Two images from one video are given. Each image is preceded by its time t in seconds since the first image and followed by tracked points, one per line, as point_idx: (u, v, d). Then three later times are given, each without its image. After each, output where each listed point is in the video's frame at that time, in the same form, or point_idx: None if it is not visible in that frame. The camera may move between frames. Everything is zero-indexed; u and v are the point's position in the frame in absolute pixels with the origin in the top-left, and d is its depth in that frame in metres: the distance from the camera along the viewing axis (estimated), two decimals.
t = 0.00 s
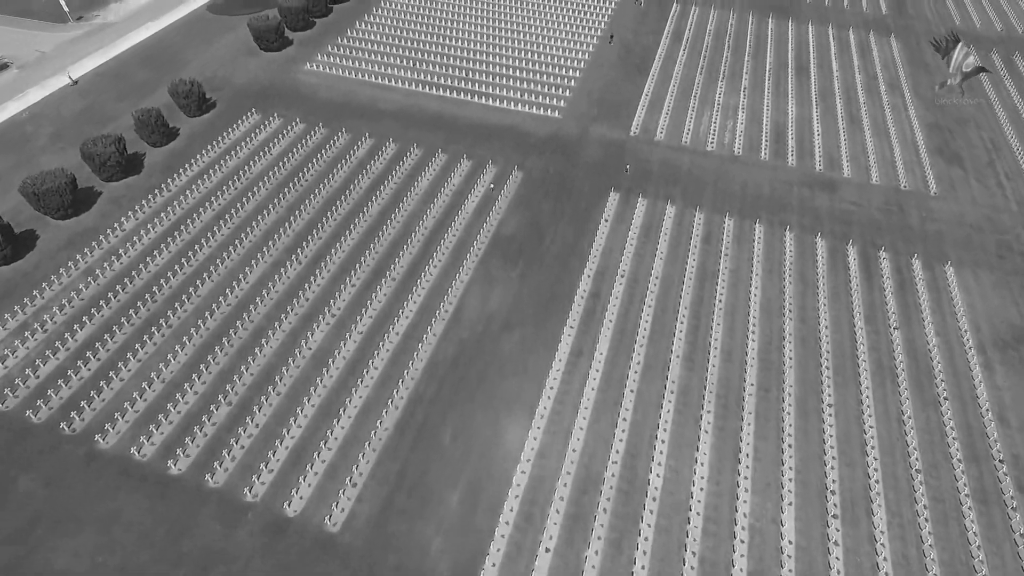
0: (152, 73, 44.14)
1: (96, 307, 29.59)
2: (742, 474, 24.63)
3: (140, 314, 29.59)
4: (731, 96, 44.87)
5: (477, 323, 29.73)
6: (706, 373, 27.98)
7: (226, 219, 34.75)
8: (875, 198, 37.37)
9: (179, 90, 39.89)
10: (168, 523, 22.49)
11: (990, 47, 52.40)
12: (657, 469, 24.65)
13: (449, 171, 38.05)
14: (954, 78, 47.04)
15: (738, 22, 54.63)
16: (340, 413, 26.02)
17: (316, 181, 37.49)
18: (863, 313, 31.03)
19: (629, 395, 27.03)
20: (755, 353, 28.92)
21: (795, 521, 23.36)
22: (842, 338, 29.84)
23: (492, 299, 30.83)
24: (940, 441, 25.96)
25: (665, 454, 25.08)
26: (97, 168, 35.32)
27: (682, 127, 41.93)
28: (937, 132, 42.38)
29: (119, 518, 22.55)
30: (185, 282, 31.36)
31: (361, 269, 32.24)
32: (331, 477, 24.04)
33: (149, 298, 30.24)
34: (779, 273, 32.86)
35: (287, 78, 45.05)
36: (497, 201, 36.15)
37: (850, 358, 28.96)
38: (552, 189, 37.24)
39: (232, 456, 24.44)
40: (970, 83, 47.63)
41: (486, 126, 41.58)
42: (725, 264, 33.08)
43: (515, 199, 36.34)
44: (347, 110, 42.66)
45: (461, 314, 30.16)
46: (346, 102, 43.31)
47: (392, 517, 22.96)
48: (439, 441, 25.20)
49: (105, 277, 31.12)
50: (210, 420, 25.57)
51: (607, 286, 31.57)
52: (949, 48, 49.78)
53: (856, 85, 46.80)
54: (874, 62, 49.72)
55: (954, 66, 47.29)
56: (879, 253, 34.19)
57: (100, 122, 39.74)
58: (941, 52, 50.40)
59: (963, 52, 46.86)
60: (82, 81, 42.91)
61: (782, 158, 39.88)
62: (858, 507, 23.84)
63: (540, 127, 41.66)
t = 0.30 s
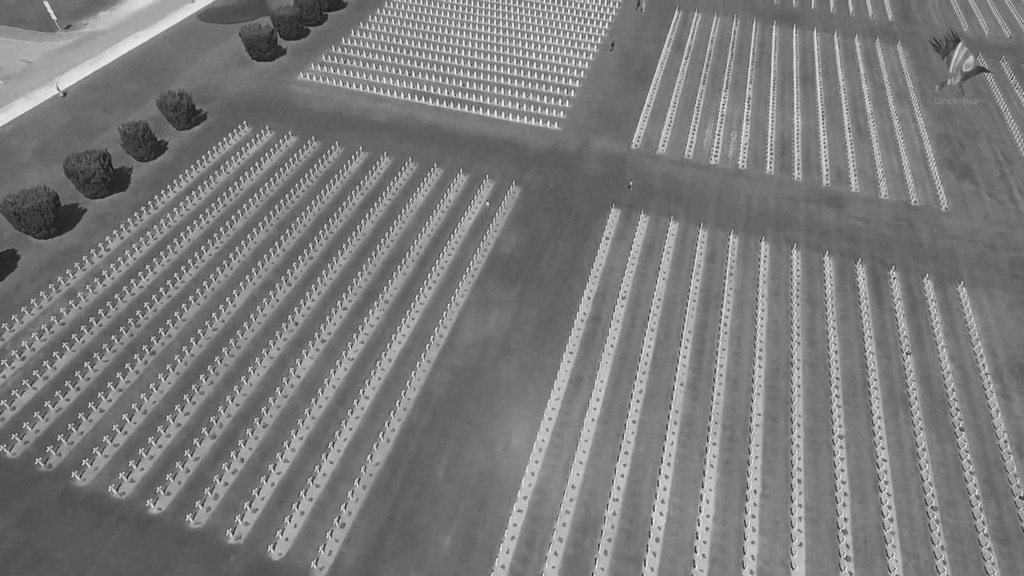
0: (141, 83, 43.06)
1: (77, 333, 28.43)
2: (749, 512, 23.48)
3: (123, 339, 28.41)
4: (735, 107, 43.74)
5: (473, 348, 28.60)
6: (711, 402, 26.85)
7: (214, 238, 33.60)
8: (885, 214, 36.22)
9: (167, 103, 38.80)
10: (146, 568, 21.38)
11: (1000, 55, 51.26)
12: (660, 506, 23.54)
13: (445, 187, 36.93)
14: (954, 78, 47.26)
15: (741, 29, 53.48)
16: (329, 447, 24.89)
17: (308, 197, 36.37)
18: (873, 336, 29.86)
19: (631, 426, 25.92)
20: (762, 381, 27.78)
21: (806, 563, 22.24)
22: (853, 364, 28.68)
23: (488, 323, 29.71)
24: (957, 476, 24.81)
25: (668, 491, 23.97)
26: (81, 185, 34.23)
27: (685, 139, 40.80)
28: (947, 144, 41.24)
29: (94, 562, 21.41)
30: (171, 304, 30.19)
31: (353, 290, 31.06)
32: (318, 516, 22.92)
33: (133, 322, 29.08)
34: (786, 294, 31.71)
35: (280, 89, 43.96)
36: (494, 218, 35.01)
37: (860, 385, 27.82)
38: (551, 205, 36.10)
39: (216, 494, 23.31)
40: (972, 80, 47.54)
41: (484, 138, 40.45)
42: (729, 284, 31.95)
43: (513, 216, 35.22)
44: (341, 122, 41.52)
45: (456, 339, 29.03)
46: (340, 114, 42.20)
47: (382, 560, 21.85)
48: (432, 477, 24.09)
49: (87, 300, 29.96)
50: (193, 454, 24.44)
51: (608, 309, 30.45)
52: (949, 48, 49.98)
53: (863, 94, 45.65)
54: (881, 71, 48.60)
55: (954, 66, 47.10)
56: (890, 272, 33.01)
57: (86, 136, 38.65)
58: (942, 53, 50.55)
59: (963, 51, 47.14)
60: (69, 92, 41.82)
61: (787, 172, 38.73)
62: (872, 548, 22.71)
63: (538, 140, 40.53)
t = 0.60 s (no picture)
0: (130, 95, 41.99)
1: (56, 360, 27.28)
2: (758, 554, 22.36)
3: (103, 366, 27.25)
4: (739, 118, 42.63)
5: (468, 376, 27.45)
6: (716, 434, 25.74)
7: (201, 258, 32.46)
8: (894, 231, 35.06)
9: (154, 116, 37.71)
10: None
11: (1009, 63, 50.16)
12: (664, 548, 22.43)
13: (440, 203, 35.81)
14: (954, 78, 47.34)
15: (744, 37, 52.36)
16: (317, 483, 23.76)
17: (299, 214, 35.24)
18: (885, 362, 28.70)
19: (633, 460, 24.80)
20: (769, 410, 26.66)
21: None
22: (864, 392, 27.53)
23: (484, 348, 28.58)
24: (975, 513, 23.68)
25: (672, 531, 22.85)
26: (64, 203, 33.15)
27: (688, 152, 39.67)
28: (957, 157, 40.12)
29: None
30: (155, 329, 29.02)
31: (344, 313, 29.90)
32: (304, 559, 21.81)
33: (115, 348, 27.91)
34: (794, 316, 30.55)
35: (271, 101, 42.84)
36: (491, 237, 33.86)
37: (872, 415, 26.67)
38: (551, 222, 34.98)
39: (197, 536, 22.17)
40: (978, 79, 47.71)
41: (482, 152, 39.31)
42: (735, 307, 30.79)
43: (511, 234, 34.09)
44: (334, 134, 40.40)
45: (450, 365, 27.91)
46: (334, 126, 41.06)
47: None
48: (425, 516, 22.97)
49: (68, 325, 28.80)
50: (174, 492, 23.28)
51: (609, 333, 29.31)
52: (949, 48, 50.15)
53: (871, 105, 44.53)
54: (888, 80, 47.48)
55: (954, 66, 47.11)
56: (901, 293, 31.84)
57: (72, 151, 37.60)
58: (942, 53, 50.61)
59: (963, 50, 46.02)
60: (55, 103, 40.74)
61: (794, 187, 37.60)
62: None
63: (537, 153, 39.40)
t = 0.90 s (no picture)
0: (119, 106, 40.95)
1: (34, 389, 26.14)
2: None
3: (83, 395, 26.11)
4: (743, 130, 41.50)
5: (463, 406, 26.33)
6: (722, 468, 24.62)
7: (188, 278, 31.32)
8: (905, 250, 33.91)
9: (142, 129, 36.65)
10: None
11: (1020, 70, 49.02)
12: None
13: (436, 220, 34.68)
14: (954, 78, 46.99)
15: (749, 44, 51.26)
16: (304, 522, 22.66)
17: (290, 231, 34.11)
18: (898, 389, 27.55)
19: (635, 497, 23.67)
20: (777, 443, 25.53)
21: None
22: (876, 421, 26.39)
23: (480, 375, 27.46)
24: (995, 555, 22.55)
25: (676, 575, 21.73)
26: (47, 221, 32.08)
27: (692, 166, 38.55)
28: (969, 170, 38.97)
29: None
30: (138, 354, 27.86)
31: (335, 338, 28.77)
32: None
33: (95, 376, 26.76)
34: (803, 340, 29.40)
35: (264, 112, 41.77)
36: (488, 256, 32.73)
37: (884, 447, 25.54)
38: (550, 240, 33.87)
39: None
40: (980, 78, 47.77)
41: (479, 166, 38.20)
42: (740, 330, 29.66)
43: (508, 253, 32.96)
44: (328, 147, 39.28)
45: (445, 394, 26.78)
46: (327, 138, 39.94)
47: None
48: (416, 558, 21.85)
49: (47, 350, 27.67)
50: (153, 533, 22.18)
51: (610, 359, 28.18)
52: (949, 48, 50.04)
53: (879, 116, 43.39)
54: (896, 90, 46.33)
55: (954, 66, 46.68)
56: (914, 315, 30.68)
57: (57, 165, 36.55)
58: (942, 53, 50.46)
59: (964, 50, 45.62)
60: (41, 115, 39.71)
61: (801, 203, 36.46)
62: None
63: (536, 167, 38.28)
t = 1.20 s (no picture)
0: (107, 118, 39.92)
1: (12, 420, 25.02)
2: None
3: (63, 426, 24.97)
4: (749, 142, 40.37)
5: (458, 438, 25.22)
6: (729, 505, 23.51)
7: (174, 300, 30.21)
8: (917, 269, 32.76)
9: (129, 143, 35.58)
10: None
11: None
12: None
13: (432, 238, 33.60)
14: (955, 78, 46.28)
15: (754, 52, 50.12)
16: (291, 565, 21.57)
17: (281, 249, 33.01)
18: (912, 419, 26.42)
19: (638, 537, 22.56)
20: (787, 477, 24.41)
21: None
22: (890, 454, 25.24)
23: (477, 404, 26.36)
24: None
25: None
26: (29, 240, 31.00)
27: (696, 181, 37.44)
28: (982, 185, 37.79)
29: None
30: (120, 381, 26.71)
31: (326, 364, 27.66)
32: None
33: (76, 404, 25.63)
34: (812, 365, 28.28)
35: (256, 123, 40.70)
36: (485, 276, 31.64)
37: (899, 482, 24.38)
38: (549, 258, 32.77)
39: None
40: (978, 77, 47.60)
41: (477, 181, 37.10)
42: (747, 355, 28.53)
43: (507, 273, 31.86)
44: (322, 161, 38.18)
45: (439, 424, 25.68)
46: (321, 151, 38.86)
47: None
48: None
49: (27, 378, 26.54)
50: None
51: (612, 387, 27.06)
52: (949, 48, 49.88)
53: (888, 127, 42.22)
54: (905, 100, 45.15)
55: (954, 66, 45.82)
56: (928, 339, 29.52)
57: (42, 180, 35.52)
58: (942, 53, 50.28)
59: (964, 50, 44.83)
60: (27, 127, 38.67)
61: (809, 219, 35.32)
62: None
63: (535, 182, 37.18)
